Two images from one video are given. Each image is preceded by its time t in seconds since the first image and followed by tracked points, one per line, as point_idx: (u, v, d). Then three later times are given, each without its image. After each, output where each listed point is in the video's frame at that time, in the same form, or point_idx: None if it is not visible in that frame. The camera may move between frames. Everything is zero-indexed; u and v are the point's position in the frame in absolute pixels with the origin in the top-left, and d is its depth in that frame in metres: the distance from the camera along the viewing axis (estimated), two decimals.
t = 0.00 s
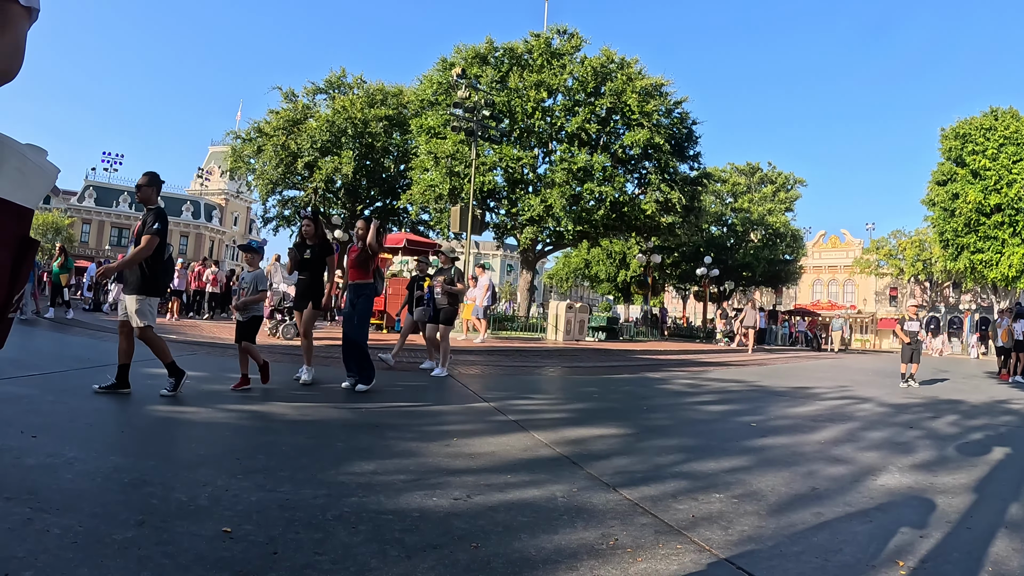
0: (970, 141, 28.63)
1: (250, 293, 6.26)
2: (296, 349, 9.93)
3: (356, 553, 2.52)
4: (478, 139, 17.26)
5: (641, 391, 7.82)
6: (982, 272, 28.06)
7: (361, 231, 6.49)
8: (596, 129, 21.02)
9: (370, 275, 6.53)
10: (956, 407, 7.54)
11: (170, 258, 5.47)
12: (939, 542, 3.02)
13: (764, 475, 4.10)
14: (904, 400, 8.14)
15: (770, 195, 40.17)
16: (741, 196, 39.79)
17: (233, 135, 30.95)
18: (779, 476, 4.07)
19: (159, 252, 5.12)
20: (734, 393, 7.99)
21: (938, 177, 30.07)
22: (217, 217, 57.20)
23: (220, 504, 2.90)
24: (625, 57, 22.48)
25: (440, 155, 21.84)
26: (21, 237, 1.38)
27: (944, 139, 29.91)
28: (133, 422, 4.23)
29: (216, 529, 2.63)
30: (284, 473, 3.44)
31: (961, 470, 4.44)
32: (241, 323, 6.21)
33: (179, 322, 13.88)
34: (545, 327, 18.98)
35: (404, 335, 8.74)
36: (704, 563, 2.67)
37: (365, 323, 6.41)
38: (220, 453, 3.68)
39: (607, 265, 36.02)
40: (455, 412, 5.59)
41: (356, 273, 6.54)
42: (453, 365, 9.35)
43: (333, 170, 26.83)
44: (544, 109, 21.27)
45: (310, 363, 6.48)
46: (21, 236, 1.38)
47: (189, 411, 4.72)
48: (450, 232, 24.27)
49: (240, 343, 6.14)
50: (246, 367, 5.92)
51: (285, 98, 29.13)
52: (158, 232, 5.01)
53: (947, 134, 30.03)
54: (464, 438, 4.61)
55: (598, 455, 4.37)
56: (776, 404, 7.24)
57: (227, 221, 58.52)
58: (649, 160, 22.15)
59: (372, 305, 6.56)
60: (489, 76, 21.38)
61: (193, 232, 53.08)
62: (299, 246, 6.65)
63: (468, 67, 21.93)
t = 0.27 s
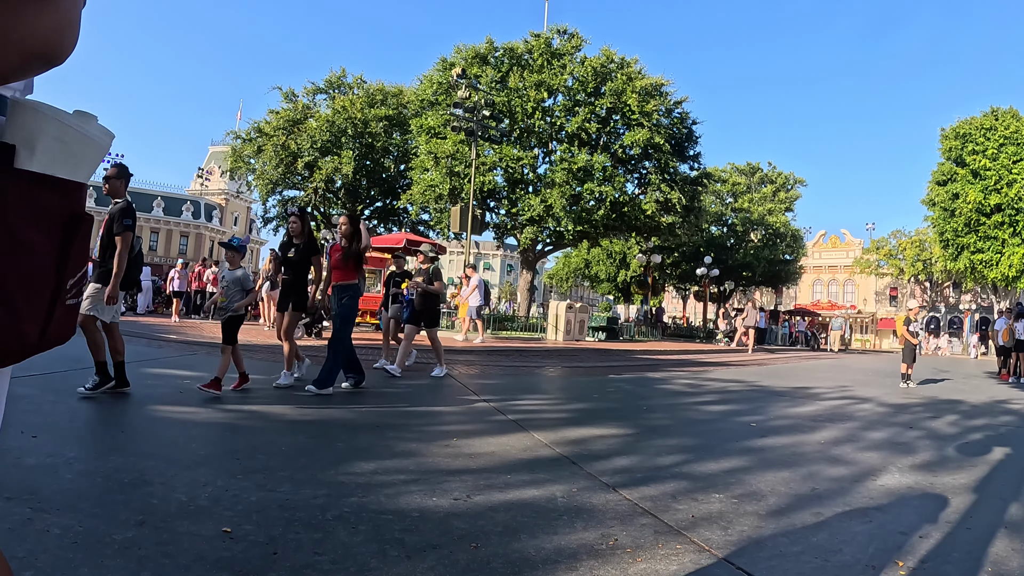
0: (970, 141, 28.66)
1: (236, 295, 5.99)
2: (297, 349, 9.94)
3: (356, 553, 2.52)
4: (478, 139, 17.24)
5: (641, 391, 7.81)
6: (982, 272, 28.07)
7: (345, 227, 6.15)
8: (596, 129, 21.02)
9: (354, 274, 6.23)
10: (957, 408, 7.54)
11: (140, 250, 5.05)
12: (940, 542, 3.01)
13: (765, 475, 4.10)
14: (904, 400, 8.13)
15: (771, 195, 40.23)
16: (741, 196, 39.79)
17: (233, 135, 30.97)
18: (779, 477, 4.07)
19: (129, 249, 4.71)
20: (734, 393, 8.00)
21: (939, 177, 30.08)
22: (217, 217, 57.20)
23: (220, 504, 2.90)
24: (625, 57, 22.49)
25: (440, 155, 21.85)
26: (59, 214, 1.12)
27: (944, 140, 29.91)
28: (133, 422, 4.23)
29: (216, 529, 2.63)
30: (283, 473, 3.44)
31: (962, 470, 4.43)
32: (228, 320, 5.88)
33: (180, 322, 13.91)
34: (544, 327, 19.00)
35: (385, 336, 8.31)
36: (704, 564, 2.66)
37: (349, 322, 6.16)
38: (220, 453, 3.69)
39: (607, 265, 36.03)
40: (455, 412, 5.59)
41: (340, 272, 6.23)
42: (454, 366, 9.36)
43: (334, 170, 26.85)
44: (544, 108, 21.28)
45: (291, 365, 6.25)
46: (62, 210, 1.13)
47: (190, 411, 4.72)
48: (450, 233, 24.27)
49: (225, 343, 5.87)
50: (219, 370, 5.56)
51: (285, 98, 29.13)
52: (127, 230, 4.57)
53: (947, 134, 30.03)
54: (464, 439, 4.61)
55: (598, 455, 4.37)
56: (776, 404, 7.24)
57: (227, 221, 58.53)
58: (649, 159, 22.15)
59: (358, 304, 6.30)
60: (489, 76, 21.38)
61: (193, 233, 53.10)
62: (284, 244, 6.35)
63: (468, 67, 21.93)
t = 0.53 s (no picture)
0: (971, 140, 28.67)
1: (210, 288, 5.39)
2: (297, 348, 9.94)
3: (357, 553, 2.53)
4: (478, 139, 17.20)
5: (642, 391, 7.81)
6: (982, 272, 28.10)
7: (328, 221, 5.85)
8: (597, 128, 21.02)
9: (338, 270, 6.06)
10: (957, 407, 7.54)
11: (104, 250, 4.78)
12: (941, 542, 3.01)
13: (765, 475, 4.11)
14: (904, 400, 8.13)
15: (771, 194, 40.30)
16: (741, 195, 39.66)
17: (233, 134, 30.96)
18: (780, 476, 4.07)
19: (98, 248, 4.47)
20: (735, 393, 7.99)
21: (939, 176, 30.07)
22: (217, 217, 57.18)
23: (221, 504, 2.90)
24: (626, 56, 22.49)
25: (440, 154, 21.84)
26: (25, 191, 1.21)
27: (945, 139, 29.88)
28: (135, 422, 4.23)
29: (217, 529, 2.63)
30: (284, 472, 3.44)
31: (962, 470, 4.43)
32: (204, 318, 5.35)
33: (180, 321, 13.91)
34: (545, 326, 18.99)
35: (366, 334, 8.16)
36: (705, 564, 2.66)
37: (336, 317, 6.10)
38: (220, 453, 3.69)
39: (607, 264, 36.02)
40: (455, 412, 5.59)
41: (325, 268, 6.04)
42: (455, 366, 9.36)
43: (334, 170, 26.86)
44: (545, 108, 21.26)
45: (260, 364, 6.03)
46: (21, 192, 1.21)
47: (190, 411, 4.72)
48: (450, 232, 24.27)
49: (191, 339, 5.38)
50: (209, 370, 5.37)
51: (286, 97, 29.12)
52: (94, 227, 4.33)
53: (947, 133, 30.02)
54: (464, 438, 4.61)
55: (599, 455, 4.37)
56: (777, 403, 7.24)
57: (227, 220, 58.52)
58: (649, 159, 22.15)
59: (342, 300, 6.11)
60: (489, 75, 21.38)
61: (193, 232, 53.12)
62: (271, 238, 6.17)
63: (468, 66, 21.91)
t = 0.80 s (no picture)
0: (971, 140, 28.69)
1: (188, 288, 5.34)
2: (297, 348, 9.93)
3: (357, 552, 2.53)
4: (479, 139, 17.18)
5: (643, 390, 7.80)
6: (982, 272, 28.07)
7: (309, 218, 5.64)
8: (597, 128, 21.03)
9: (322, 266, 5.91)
10: (957, 407, 7.53)
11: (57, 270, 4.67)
12: (941, 542, 3.01)
13: (766, 474, 4.11)
14: (905, 399, 8.13)
15: (772, 194, 40.40)
16: (742, 194, 39.69)
17: (233, 133, 30.97)
18: (781, 476, 4.07)
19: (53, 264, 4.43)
20: (735, 392, 7.99)
21: (939, 176, 30.05)
22: (217, 216, 57.17)
23: (221, 503, 2.91)
24: (626, 56, 22.50)
25: (440, 153, 21.83)
26: None
27: (945, 139, 29.87)
28: (135, 421, 4.23)
29: (217, 529, 2.63)
30: (285, 472, 3.44)
31: (963, 470, 4.43)
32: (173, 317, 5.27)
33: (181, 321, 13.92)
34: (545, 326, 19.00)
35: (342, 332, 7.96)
36: (705, 563, 2.66)
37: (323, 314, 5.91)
38: (221, 452, 3.69)
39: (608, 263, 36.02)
40: (455, 412, 5.58)
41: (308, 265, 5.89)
42: (455, 365, 9.35)
43: (334, 169, 26.86)
44: (545, 107, 21.25)
45: (238, 364, 5.93)
46: None
47: (190, 410, 4.72)
48: (450, 232, 24.28)
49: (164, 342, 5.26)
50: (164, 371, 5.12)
51: (286, 97, 29.11)
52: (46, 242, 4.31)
53: (947, 133, 30.04)
54: (465, 438, 4.60)
55: (599, 455, 4.37)
56: (777, 403, 7.23)
57: (227, 220, 58.50)
58: (650, 159, 22.16)
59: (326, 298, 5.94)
60: (490, 74, 21.39)
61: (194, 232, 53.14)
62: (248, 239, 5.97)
63: (469, 65, 21.92)
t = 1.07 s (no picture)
0: (971, 140, 28.70)
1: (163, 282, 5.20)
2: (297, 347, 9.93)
3: (357, 551, 2.53)
4: (479, 138, 17.15)
5: (643, 390, 7.80)
6: (983, 272, 28.04)
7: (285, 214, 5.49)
8: (598, 127, 21.04)
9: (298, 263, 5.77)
10: (958, 408, 7.53)
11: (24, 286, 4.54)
12: (940, 542, 3.01)
13: (766, 473, 4.11)
14: (905, 400, 8.13)
15: (772, 195, 40.45)
16: (742, 195, 39.67)
17: (234, 133, 30.98)
18: (780, 476, 4.08)
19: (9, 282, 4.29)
20: (736, 392, 7.99)
21: (940, 176, 30.06)
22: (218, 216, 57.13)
23: (221, 502, 2.91)
24: (627, 56, 22.52)
25: (441, 153, 21.82)
26: None
27: (946, 140, 29.88)
28: (135, 420, 4.24)
29: (217, 528, 2.63)
30: (285, 471, 3.45)
31: (963, 470, 4.43)
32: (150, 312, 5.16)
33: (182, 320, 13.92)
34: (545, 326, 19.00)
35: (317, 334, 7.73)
36: (706, 563, 2.65)
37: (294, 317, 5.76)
38: (221, 451, 3.69)
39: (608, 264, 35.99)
40: (456, 411, 5.58)
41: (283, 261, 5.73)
42: (456, 365, 9.33)
43: (335, 169, 26.85)
44: (546, 107, 21.27)
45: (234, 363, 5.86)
46: None
47: (190, 409, 4.72)
48: (450, 231, 24.28)
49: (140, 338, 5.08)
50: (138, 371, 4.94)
51: (286, 96, 29.12)
52: None
53: (947, 134, 30.05)
54: (465, 437, 4.60)
55: (600, 454, 4.37)
56: (777, 403, 7.23)
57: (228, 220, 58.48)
58: (650, 159, 22.16)
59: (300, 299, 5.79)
60: (490, 74, 21.40)
61: (194, 231, 53.09)
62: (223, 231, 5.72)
63: (469, 65, 21.93)
